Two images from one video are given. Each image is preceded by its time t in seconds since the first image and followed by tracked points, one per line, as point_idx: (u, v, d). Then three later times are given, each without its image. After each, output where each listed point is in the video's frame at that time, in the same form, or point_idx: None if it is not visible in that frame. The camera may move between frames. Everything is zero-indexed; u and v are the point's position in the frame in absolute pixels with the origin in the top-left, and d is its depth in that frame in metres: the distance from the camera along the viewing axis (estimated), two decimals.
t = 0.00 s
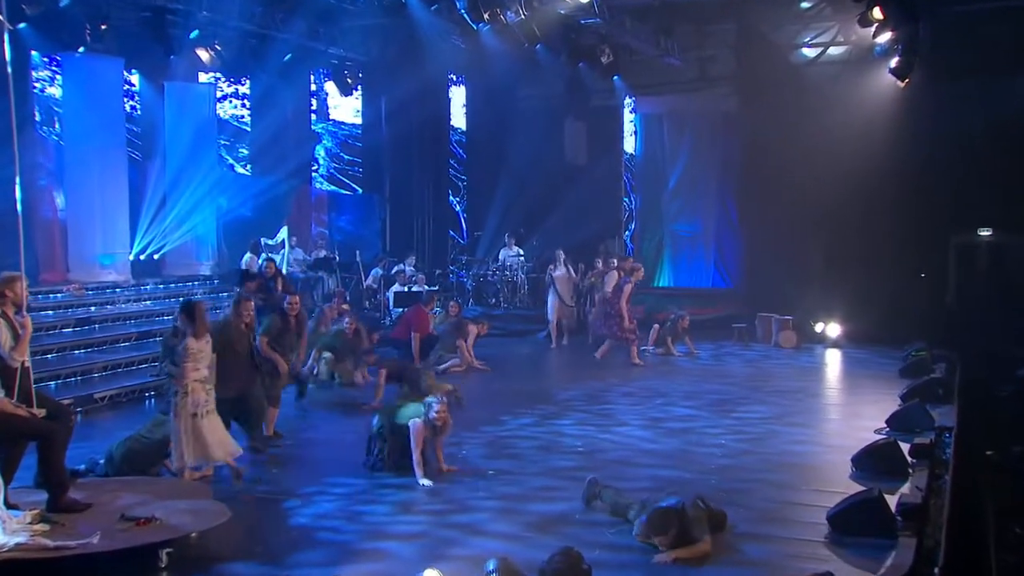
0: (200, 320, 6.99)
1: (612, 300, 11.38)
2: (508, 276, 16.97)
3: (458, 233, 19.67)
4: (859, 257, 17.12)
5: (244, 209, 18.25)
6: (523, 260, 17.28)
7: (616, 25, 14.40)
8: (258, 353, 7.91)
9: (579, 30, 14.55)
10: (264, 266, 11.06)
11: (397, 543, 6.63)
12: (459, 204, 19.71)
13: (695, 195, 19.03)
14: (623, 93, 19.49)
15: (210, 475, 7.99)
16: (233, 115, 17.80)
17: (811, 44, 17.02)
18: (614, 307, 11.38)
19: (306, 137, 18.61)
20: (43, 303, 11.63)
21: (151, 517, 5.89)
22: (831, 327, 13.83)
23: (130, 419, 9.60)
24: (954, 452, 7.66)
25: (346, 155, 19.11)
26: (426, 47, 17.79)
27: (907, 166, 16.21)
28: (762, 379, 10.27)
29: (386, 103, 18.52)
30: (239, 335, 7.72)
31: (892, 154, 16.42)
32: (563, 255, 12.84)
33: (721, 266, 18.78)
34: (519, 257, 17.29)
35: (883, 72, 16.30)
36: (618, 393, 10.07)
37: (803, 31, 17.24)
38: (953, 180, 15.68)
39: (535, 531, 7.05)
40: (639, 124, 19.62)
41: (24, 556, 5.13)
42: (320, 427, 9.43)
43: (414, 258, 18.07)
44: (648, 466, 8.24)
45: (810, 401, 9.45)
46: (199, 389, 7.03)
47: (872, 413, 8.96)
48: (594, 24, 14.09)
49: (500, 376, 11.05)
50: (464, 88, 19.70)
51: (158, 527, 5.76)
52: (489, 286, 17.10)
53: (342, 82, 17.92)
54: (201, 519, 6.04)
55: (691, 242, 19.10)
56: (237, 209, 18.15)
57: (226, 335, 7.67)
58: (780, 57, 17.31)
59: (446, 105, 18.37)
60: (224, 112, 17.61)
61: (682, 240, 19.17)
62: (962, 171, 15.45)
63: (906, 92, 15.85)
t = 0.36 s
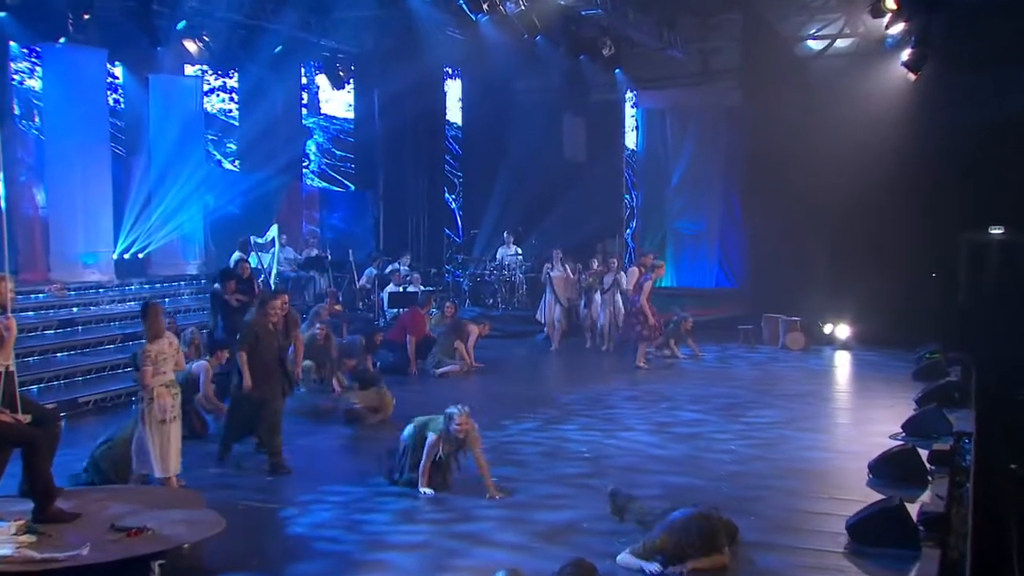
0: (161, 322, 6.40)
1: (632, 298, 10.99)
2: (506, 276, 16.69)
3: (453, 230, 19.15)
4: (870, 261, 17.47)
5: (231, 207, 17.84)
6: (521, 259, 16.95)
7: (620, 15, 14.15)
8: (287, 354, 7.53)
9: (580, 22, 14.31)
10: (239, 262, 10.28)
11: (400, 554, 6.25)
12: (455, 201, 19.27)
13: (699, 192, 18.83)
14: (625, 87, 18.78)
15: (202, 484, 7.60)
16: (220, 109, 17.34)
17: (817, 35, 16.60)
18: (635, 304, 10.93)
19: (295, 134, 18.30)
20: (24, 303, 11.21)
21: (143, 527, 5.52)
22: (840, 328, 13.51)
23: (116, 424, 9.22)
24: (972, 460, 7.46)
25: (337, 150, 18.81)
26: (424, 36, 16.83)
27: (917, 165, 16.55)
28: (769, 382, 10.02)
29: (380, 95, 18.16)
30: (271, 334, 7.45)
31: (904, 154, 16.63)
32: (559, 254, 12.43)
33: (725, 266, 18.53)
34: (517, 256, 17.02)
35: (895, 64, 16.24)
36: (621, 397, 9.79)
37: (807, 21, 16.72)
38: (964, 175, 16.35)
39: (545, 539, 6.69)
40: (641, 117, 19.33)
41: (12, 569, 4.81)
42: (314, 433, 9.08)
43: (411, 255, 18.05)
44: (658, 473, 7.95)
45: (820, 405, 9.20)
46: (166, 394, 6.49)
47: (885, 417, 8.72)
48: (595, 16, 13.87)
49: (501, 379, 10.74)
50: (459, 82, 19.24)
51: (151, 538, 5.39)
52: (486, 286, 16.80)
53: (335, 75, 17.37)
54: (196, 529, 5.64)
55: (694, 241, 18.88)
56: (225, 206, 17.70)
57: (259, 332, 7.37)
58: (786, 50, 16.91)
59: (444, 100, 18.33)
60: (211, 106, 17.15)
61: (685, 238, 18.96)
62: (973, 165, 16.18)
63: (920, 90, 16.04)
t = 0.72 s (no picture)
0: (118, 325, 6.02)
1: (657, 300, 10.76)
2: (503, 275, 16.46)
3: (449, 230, 19.73)
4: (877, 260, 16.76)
5: (218, 203, 17.38)
6: (519, 258, 16.74)
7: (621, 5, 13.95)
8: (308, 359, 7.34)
9: (581, 12, 14.10)
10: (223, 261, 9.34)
11: (404, 565, 5.89)
12: (449, 198, 19.77)
13: (700, 188, 18.58)
14: (626, 79, 19.01)
15: (192, 491, 7.23)
16: (207, 102, 17.10)
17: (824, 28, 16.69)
18: (658, 305, 10.69)
19: (284, 130, 17.89)
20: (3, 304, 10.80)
21: (134, 538, 5.26)
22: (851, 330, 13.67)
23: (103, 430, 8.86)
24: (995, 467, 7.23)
25: (328, 146, 18.76)
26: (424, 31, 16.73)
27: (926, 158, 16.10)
28: (778, 386, 9.79)
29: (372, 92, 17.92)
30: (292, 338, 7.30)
31: (913, 148, 16.22)
32: (558, 254, 11.97)
33: (729, 265, 18.31)
34: (514, 255, 16.81)
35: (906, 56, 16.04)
36: (625, 401, 9.51)
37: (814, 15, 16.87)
38: (975, 169, 15.82)
39: (554, 546, 6.35)
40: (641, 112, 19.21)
41: None
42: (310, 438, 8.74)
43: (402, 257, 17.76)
44: (668, 481, 7.65)
45: (831, 409, 8.96)
46: (121, 400, 6.12)
47: (897, 421, 8.49)
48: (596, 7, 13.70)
49: (499, 382, 10.45)
50: (453, 74, 19.52)
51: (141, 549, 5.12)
52: (483, 287, 16.56)
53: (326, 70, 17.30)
54: (187, 539, 5.39)
55: (696, 238, 18.62)
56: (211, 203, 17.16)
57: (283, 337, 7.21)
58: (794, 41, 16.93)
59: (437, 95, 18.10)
60: (198, 99, 16.92)
61: (687, 235, 18.71)
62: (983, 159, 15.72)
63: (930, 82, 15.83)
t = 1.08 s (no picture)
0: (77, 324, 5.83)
1: (686, 298, 10.32)
2: (499, 275, 16.27)
3: (444, 228, 19.53)
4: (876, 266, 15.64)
5: (204, 199, 16.77)
6: (516, 257, 16.60)
7: None
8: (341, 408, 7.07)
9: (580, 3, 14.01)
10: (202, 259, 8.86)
11: None
12: (444, 195, 19.61)
13: (701, 185, 17.48)
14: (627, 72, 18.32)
15: (179, 501, 6.86)
16: (191, 96, 16.62)
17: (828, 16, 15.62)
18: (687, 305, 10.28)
19: (271, 126, 17.53)
20: None
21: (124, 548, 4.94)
22: (860, 332, 14.44)
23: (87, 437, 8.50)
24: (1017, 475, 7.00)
25: (317, 141, 18.33)
26: (415, 15, 16.06)
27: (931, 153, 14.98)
28: (786, 389, 9.55)
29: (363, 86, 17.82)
30: (326, 383, 7.02)
31: (918, 144, 15.09)
32: (555, 254, 11.73)
33: (732, 264, 17.13)
34: (512, 253, 16.67)
35: (916, 47, 14.92)
36: (627, 405, 9.24)
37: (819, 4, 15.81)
38: (981, 165, 14.63)
39: (562, 555, 6.00)
40: (641, 107, 18.39)
41: None
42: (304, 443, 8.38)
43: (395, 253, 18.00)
44: (677, 488, 7.34)
45: (841, 412, 8.72)
46: (75, 404, 5.95)
47: (910, 425, 8.25)
48: None
49: (497, 386, 10.15)
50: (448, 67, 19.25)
51: (134, 561, 4.80)
52: (478, 287, 16.30)
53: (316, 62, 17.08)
54: (180, 550, 5.01)
55: (698, 239, 17.49)
56: (197, 201, 16.65)
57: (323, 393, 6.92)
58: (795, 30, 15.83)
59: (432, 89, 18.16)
60: (182, 92, 16.42)
61: (688, 236, 17.56)
62: (992, 155, 14.48)
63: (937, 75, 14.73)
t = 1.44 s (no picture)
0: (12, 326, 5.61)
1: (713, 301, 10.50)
2: (494, 276, 16.01)
3: (434, 226, 19.24)
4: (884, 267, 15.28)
5: (186, 198, 16.55)
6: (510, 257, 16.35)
7: None
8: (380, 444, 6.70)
9: None
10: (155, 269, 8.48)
11: None
12: (435, 193, 19.31)
13: (701, 180, 17.29)
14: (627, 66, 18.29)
15: (162, 511, 6.46)
16: (173, 89, 16.12)
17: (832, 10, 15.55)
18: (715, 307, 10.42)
19: (253, 123, 17.02)
20: None
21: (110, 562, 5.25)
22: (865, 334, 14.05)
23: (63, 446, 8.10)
24: None
25: (304, 137, 17.77)
26: None
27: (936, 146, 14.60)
28: (789, 394, 9.35)
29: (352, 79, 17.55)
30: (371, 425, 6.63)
31: (924, 137, 14.72)
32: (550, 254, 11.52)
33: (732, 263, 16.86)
34: (506, 252, 16.47)
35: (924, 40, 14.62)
36: (628, 410, 8.99)
37: None
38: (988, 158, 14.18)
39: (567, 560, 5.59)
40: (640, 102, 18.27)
41: None
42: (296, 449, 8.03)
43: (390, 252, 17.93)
44: (684, 496, 7.02)
45: (849, 417, 8.50)
46: (15, 413, 5.62)
47: (918, 431, 8.04)
48: None
49: (493, 390, 9.91)
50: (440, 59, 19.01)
51: None
52: (471, 288, 16.03)
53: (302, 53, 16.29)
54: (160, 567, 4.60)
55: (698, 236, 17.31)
56: (178, 197, 16.43)
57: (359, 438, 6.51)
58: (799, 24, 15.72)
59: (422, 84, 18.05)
60: (162, 85, 15.90)
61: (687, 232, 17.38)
62: (1000, 144, 14.00)
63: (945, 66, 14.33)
